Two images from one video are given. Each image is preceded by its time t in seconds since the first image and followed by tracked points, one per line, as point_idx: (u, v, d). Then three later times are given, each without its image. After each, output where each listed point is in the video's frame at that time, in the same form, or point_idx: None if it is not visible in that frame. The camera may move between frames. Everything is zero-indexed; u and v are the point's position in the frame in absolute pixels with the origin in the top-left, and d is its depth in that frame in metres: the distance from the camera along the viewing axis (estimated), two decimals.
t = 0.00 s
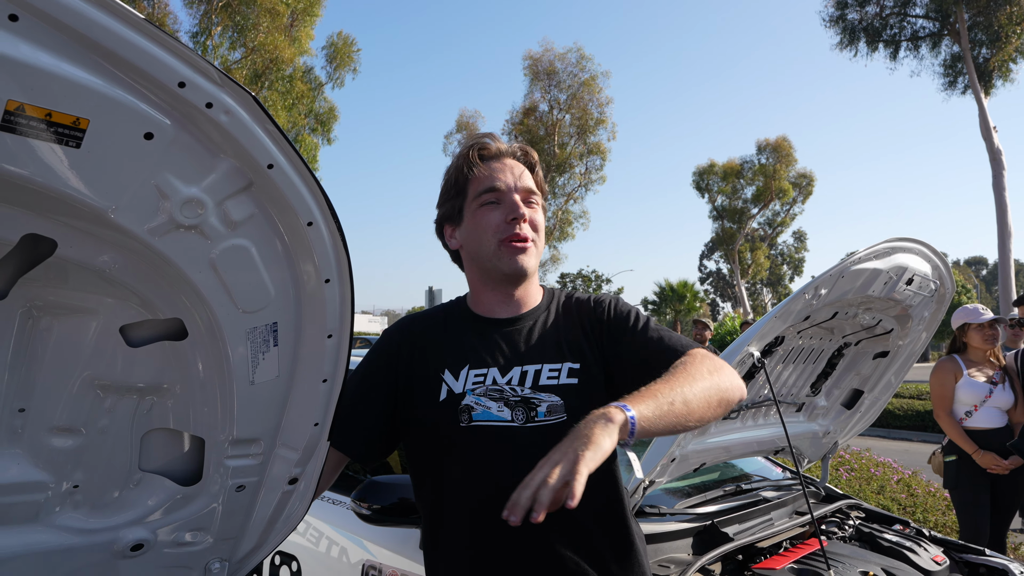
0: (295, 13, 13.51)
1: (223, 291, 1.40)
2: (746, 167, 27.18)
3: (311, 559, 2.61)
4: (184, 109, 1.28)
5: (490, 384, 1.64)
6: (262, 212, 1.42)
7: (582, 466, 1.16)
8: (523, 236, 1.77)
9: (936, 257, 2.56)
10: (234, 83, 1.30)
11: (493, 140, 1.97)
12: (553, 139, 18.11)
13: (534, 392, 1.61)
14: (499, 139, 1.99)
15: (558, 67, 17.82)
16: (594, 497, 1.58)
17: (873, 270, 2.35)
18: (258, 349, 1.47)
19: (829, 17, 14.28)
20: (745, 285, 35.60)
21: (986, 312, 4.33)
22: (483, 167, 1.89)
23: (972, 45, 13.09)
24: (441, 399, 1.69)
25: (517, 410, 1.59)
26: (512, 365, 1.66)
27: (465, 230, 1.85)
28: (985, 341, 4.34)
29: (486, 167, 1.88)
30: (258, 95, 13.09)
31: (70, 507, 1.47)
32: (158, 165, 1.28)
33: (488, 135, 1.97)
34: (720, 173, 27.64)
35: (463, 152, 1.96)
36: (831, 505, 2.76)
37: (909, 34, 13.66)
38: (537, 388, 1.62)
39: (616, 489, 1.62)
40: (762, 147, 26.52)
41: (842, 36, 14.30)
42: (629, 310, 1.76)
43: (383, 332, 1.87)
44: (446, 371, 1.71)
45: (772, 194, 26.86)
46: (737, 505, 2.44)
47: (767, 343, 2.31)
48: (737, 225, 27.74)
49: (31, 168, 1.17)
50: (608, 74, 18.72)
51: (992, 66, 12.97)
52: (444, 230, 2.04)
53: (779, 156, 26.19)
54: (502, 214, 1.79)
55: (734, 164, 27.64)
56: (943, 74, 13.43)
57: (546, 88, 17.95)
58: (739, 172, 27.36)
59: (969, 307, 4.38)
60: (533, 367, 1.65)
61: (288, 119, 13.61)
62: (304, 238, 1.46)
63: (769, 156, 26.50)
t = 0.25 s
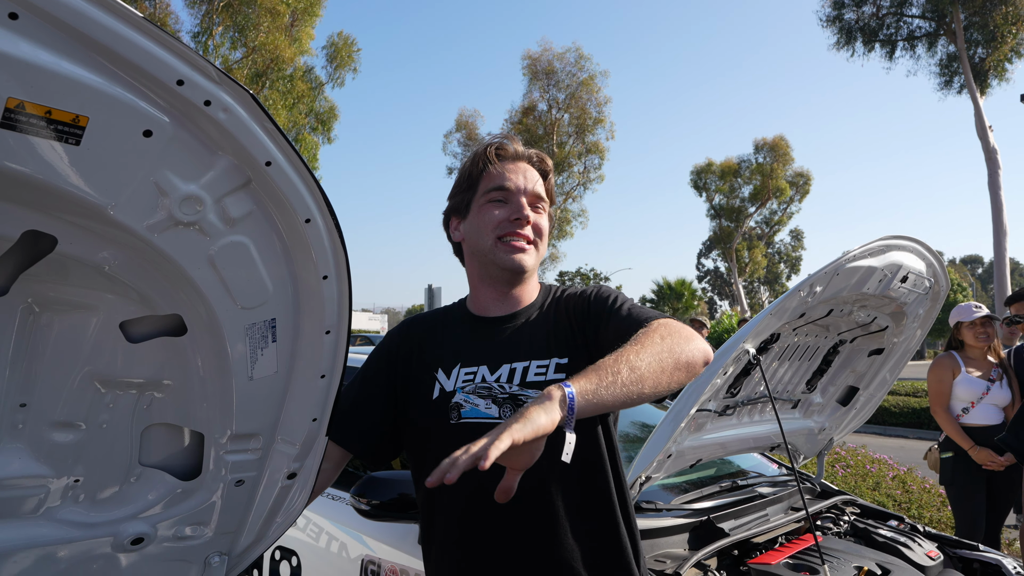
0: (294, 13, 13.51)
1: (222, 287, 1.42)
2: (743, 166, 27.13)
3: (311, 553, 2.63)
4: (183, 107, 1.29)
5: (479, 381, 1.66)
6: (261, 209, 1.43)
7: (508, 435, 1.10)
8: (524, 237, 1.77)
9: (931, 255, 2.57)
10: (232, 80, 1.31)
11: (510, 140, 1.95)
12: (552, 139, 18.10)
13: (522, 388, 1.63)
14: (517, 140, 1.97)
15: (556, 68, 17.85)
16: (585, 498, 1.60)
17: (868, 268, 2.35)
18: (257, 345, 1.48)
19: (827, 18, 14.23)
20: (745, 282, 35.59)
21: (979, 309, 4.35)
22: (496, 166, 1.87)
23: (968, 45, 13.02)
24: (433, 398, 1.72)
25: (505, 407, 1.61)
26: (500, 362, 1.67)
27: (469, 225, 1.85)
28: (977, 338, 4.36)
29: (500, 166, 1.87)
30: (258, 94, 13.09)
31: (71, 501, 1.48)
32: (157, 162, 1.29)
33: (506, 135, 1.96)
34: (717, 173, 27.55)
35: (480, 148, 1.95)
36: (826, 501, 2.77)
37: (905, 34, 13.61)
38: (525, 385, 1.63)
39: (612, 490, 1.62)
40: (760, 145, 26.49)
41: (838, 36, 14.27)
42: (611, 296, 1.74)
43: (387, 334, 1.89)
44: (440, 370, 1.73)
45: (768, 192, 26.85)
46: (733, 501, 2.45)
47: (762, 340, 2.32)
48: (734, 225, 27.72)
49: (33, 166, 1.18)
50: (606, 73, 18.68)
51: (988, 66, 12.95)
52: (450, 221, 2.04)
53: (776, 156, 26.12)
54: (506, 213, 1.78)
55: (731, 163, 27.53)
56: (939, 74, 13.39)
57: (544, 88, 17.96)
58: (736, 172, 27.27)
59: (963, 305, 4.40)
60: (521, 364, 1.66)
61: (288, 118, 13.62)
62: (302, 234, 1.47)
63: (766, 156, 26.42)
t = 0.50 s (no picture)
0: (300, 11, 13.55)
1: (222, 283, 1.42)
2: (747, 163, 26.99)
3: (314, 549, 2.65)
4: (182, 105, 1.29)
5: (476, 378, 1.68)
6: (261, 206, 1.44)
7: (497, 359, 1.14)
8: (518, 235, 1.76)
9: (933, 251, 2.55)
10: (232, 79, 1.32)
11: (507, 136, 1.95)
12: (556, 137, 18.08)
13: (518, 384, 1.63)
14: (514, 135, 1.95)
15: (560, 66, 17.82)
16: (580, 483, 1.60)
17: (869, 265, 2.34)
18: (257, 341, 1.49)
19: (830, 14, 14.10)
20: (753, 279, 35.43)
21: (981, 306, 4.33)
22: (491, 162, 1.87)
23: (972, 41, 12.90)
24: (431, 393, 1.73)
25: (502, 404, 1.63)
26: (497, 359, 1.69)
27: (465, 222, 1.86)
28: (981, 336, 4.32)
29: (495, 162, 1.87)
30: (263, 93, 13.13)
31: (75, 496, 1.50)
32: (158, 160, 1.29)
33: (503, 131, 1.95)
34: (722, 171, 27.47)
35: (478, 145, 1.95)
36: (828, 498, 2.76)
37: (908, 30, 13.48)
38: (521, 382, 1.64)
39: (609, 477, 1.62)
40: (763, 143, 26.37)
41: (841, 33, 14.16)
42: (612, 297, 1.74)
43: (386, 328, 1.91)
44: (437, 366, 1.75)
45: (771, 190, 26.68)
46: (734, 498, 2.45)
47: (763, 337, 2.31)
48: (739, 223, 27.59)
49: (36, 164, 1.19)
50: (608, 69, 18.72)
51: (992, 63, 12.76)
52: (450, 218, 2.05)
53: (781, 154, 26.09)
54: (500, 211, 1.78)
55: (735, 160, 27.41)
56: (943, 70, 13.26)
57: (548, 87, 17.95)
58: (739, 169, 27.12)
59: (965, 303, 4.38)
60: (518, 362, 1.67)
61: (293, 117, 13.66)
62: (302, 231, 1.48)
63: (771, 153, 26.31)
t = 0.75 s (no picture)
0: (309, 10, 13.60)
1: (230, 282, 1.43)
2: (755, 161, 26.87)
3: (323, 546, 2.66)
4: (190, 104, 1.30)
5: (485, 374, 1.67)
6: (268, 205, 1.44)
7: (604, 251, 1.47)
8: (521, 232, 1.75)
9: (942, 250, 2.53)
10: (239, 78, 1.32)
11: (510, 131, 1.94)
12: (563, 135, 18.06)
13: (529, 382, 1.63)
14: (518, 130, 1.96)
15: (567, 65, 17.81)
16: (582, 482, 1.61)
17: (878, 263, 2.32)
18: (265, 339, 1.50)
19: (840, 11, 13.99)
20: (761, 278, 35.28)
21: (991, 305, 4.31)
22: (495, 159, 1.86)
23: (983, 38, 12.78)
24: (437, 388, 1.72)
25: (511, 401, 1.62)
26: (506, 355, 1.68)
27: (470, 220, 1.85)
28: (991, 335, 4.29)
29: (498, 159, 1.86)
30: (272, 92, 13.16)
31: (84, 493, 1.51)
32: (166, 159, 1.30)
33: (507, 126, 1.95)
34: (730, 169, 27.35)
35: (482, 141, 1.95)
36: (836, 497, 2.75)
37: (919, 27, 13.37)
38: (531, 379, 1.64)
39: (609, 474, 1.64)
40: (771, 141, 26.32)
41: (850, 31, 14.06)
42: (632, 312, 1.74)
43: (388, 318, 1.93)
44: (444, 360, 1.74)
45: (778, 189, 26.56)
46: (741, 497, 2.45)
47: (770, 336, 2.30)
48: (747, 222, 27.47)
49: (47, 164, 1.19)
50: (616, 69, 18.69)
51: (1003, 60, 12.63)
52: (457, 214, 2.05)
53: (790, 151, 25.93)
54: (502, 208, 1.76)
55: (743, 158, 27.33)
56: (954, 68, 13.15)
57: (556, 85, 17.92)
58: (748, 168, 27.03)
59: (976, 301, 4.35)
60: (529, 358, 1.67)
61: (302, 117, 13.69)
62: (309, 230, 1.49)
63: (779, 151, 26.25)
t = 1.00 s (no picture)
0: (312, 13, 13.65)
1: (228, 286, 1.43)
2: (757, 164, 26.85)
3: (322, 549, 2.66)
4: (188, 109, 1.30)
5: (488, 379, 1.66)
6: (266, 209, 1.44)
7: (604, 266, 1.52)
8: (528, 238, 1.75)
9: (941, 254, 2.53)
10: (237, 83, 1.32)
11: (513, 132, 1.93)
12: (564, 138, 18.07)
13: (532, 388, 1.62)
14: (520, 131, 1.95)
15: (569, 68, 17.81)
16: (583, 488, 1.62)
17: (877, 267, 2.32)
18: (263, 342, 1.50)
19: (841, 15, 13.99)
20: (763, 281, 35.22)
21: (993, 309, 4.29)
22: (499, 162, 1.85)
23: (984, 43, 12.75)
24: (439, 393, 1.71)
25: (514, 407, 1.61)
26: (510, 360, 1.68)
27: (474, 223, 1.84)
28: (994, 340, 4.27)
29: (502, 162, 1.85)
30: (274, 95, 13.19)
31: (81, 496, 1.51)
32: (164, 163, 1.30)
33: (509, 127, 1.93)
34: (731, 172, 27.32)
35: (484, 141, 1.92)
36: (836, 501, 2.74)
37: (920, 31, 13.36)
38: (534, 385, 1.63)
39: (609, 481, 1.64)
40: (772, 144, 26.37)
41: (851, 34, 14.05)
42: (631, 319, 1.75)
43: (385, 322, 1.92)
44: (446, 365, 1.73)
45: (779, 192, 26.54)
46: (741, 500, 2.43)
47: (770, 340, 2.30)
48: (749, 225, 27.42)
49: (46, 168, 1.19)
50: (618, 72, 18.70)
51: (1005, 64, 12.62)
52: (456, 215, 2.03)
53: (790, 155, 25.91)
54: (509, 213, 1.76)
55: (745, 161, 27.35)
56: (955, 72, 13.13)
57: (557, 88, 17.94)
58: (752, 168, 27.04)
59: (978, 306, 4.34)
60: (532, 363, 1.66)
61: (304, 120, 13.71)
62: (307, 235, 1.49)
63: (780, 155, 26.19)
